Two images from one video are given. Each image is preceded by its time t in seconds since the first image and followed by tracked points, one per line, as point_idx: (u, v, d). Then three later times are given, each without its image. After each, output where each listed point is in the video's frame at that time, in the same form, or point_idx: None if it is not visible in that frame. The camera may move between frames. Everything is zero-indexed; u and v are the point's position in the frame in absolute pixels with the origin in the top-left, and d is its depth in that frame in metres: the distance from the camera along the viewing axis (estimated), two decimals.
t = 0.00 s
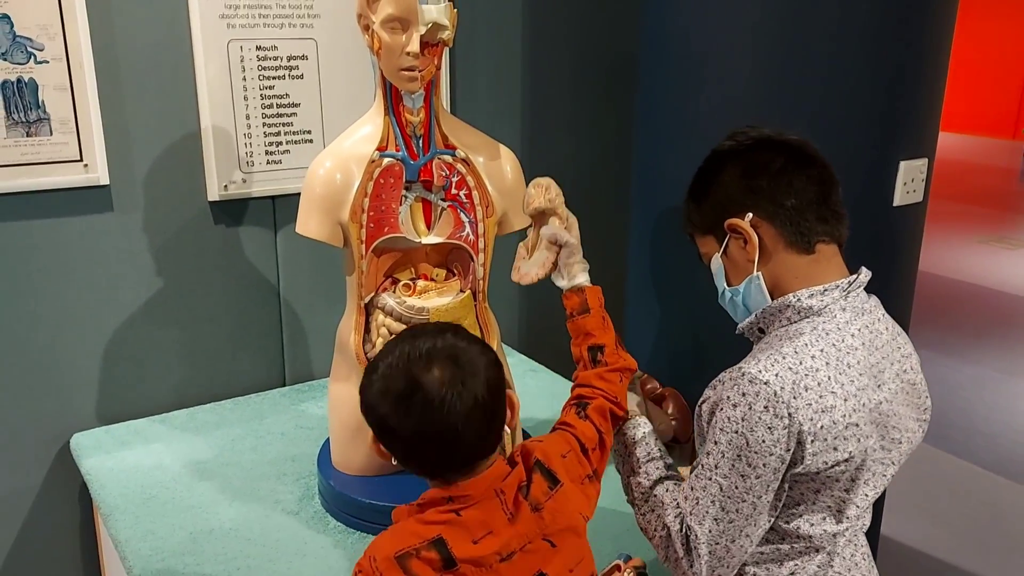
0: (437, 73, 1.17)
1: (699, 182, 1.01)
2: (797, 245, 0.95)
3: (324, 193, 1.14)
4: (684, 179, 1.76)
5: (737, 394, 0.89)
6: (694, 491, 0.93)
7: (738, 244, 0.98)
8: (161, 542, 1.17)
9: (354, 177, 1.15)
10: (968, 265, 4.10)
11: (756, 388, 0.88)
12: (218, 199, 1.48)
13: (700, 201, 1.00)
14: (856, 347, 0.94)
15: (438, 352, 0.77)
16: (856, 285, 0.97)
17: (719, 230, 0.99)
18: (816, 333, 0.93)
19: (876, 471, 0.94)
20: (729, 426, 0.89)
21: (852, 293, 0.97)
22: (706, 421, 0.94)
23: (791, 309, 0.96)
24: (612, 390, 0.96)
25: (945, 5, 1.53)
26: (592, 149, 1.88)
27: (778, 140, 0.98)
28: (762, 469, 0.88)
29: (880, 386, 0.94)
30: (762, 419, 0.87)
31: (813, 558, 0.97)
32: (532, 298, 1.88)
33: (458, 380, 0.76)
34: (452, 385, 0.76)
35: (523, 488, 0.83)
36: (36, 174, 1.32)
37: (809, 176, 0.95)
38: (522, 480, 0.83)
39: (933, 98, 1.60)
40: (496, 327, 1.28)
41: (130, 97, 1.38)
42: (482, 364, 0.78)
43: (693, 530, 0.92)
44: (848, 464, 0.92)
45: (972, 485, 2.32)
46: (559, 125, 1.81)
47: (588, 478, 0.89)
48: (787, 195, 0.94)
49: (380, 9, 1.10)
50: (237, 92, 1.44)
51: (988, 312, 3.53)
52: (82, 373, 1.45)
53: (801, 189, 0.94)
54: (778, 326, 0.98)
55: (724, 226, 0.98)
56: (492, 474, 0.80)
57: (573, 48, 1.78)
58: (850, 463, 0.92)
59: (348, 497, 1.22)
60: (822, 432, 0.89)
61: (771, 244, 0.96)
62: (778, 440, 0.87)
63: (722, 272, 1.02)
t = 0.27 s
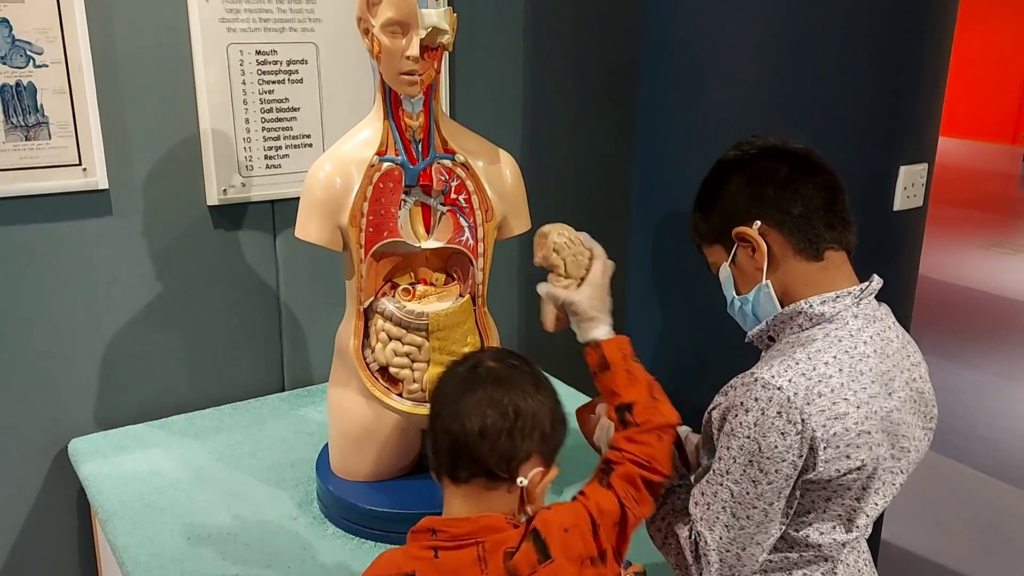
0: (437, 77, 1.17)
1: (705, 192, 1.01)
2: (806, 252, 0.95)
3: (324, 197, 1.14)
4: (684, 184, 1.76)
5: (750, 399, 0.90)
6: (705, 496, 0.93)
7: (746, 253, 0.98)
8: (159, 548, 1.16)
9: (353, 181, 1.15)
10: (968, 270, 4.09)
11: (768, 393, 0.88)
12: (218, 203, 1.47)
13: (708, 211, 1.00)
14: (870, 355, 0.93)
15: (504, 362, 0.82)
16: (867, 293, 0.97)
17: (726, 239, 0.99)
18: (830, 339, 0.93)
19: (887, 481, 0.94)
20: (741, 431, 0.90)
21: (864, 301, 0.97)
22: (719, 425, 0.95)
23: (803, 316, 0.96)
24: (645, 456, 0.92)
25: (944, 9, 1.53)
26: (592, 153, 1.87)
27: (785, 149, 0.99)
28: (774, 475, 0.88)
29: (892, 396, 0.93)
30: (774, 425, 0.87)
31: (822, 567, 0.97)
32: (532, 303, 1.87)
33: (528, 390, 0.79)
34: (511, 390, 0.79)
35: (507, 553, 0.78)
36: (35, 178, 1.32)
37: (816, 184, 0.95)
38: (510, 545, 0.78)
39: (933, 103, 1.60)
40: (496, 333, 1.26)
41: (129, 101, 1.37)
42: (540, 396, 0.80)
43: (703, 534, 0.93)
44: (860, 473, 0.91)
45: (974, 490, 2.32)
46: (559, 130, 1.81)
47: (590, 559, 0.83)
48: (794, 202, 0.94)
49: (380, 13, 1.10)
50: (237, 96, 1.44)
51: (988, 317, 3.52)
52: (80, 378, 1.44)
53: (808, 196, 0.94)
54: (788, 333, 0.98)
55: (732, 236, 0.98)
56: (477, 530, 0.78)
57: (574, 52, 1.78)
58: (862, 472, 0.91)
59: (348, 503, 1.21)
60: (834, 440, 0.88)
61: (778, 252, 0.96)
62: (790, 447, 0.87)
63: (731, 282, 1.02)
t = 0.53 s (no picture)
0: (435, 84, 1.17)
1: (714, 197, 1.04)
2: (814, 259, 0.97)
3: (322, 204, 1.14)
4: (682, 190, 1.76)
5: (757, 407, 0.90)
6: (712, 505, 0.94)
7: (754, 259, 1.00)
8: (156, 556, 1.16)
9: (352, 188, 1.15)
10: (967, 276, 4.09)
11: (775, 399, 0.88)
12: (216, 209, 1.47)
13: (717, 216, 1.03)
14: (874, 363, 0.94)
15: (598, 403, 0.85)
16: (873, 302, 0.99)
17: (735, 245, 1.02)
18: (834, 347, 0.94)
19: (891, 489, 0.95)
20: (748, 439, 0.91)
21: (867, 310, 0.98)
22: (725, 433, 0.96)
23: (809, 323, 0.98)
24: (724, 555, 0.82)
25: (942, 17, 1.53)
26: (591, 160, 1.87)
27: (792, 157, 1.01)
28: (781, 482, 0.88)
29: (896, 405, 0.95)
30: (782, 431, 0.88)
31: None
32: (530, 309, 1.87)
33: (725, 495, 0.82)
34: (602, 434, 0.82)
35: None
36: (33, 184, 1.32)
37: (824, 193, 0.97)
38: None
39: (931, 111, 1.60)
40: (495, 340, 1.26)
41: (128, 108, 1.37)
42: (626, 448, 0.83)
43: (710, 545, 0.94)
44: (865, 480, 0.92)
45: (973, 497, 2.31)
46: (558, 136, 1.81)
47: None
48: (803, 210, 0.96)
49: (379, 20, 1.09)
50: (235, 103, 1.44)
51: (987, 323, 3.52)
52: (77, 384, 1.44)
53: (817, 204, 0.97)
54: (794, 341, 0.99)
55: (741, 241, 1.00)
56: (501, 567, 0.79)
57: (572, 59, 1.79)
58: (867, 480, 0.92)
59: (347, 511, 1.21)
60: (841, 446, 0.89)
61: (786, 258, 0.98)
62: (798, 454, 0.88)
63: (737, 287, 1.04)
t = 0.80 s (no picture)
0: (436, 87, 1.16)
1: (723, 190, 1.04)
2: (819, 260, 0.97)
3: (322, 206, 1.13)
4: (683, 192, 1.75)
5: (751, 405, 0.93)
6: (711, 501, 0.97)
7: (758, 255, 1.00)
8: (155, 559, 1.16)
9: (352, 190, 1.14)
10: (968, 278, 4.09)
11: (769, 397, 0.90)
12: (216, 211, 1.47)
13: (725, 211, 1.03)
14: (872, 363, 0.95)
15: (643, 457, 0.72)
16: (873, 301, 0.99)
17: (740, 240, 1.02)
18: (832, 346, 0.95)
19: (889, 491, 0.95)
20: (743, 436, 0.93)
21: (868, 310, 0.98)
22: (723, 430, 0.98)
23: (807, 324, 0.97)
24: None
25: (944, 19, 1.53)
26: (592, 162, 1.87)
27: (804, 154, 1.01)
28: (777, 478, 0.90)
29: (893, 405, 0.95)
30: (775, 429, 0.89)
31: None
32: (531, 311, 1.87)
33: None
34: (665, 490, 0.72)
35: None
36: (32, 187, 1.31)
37: (834, 192, 0.97)
38: None
39: (933, 113, 1.60)
40: (496, 343, 1.26)
41: (128, 110, 1.37)
42: (686, 502, 0.72)
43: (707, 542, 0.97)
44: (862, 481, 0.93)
45: (975, 500, 2.30)
46: (558, 139, 1.81)
47: None
48: (811, 209, 0.96)
49: (379, 22, 1.09)
50: (235, 105, 1.44)
51: (989, 325, 3.51)
52: (77, 387, 1.43)
53: (825, 204, 0.96)
54: (793, 341, 1.00)
55: (747, 237, 1.01)
56: None
57: (573, 60, 1.78)
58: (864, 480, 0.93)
59: (347, 514, 1.20)
60: (835, 446, 0.90)
61: (790, 256, 0.98)
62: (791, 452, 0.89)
63: (739, 283, 1.04)
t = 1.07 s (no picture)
0: (437, 87, 1.16)
1: (732, 174, 1.02)
2: (819, 261, 0.97)
3: (323, 206, 1.13)
4: (684, 194, 1.75)
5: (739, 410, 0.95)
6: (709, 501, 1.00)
7: (759, 246, 1.00)
8: (154, 560, 1.15)
9: (353, 191, 1.14)
10: (968, 281, 4.09)
11: (757, 403, 0.92)
12: (216, 212, 1.47)
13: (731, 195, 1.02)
14: (863, 364, 0.95)
15: (605, 481, 0.71)
16: (861, 301, 1.00)
17: (742, 227, 1.01)
18: (823, 349, 0.96)
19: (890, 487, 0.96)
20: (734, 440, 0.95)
21: (856, 311, 1.00)
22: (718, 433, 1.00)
23: (798, 326, 1.00)
24: None
25: (945, 21, 1.53)
26: (592, 164, 1.87)
27: (816, 147, 0.99)
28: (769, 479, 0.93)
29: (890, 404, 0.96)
30: (763, 434, 0.92)
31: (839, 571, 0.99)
32: (531, 312, 1.86)
33: None
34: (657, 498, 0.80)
35: None
36: (32, 186, 1.31)
37: (841, 193, 0.96)
38: None
39: (934, 115, 1.59)
40: (496, 344, 1.26)
41: (128, 110, 1.37)
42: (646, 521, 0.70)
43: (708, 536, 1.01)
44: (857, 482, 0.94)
45: (976, 503, 2.30)
46: (559, 140, 1.81)
47: None
48: (818, 208, 0.95)
49: (380, 22, 1.09)
50: (236, 105, 1.43)
51: (989, 328, 3.51)
52: (76, 387, 1.43)
53: (832, 205, 0.96)
54: (785, 342, 1.02)
55: (750, 226, 1.00)
56: None
57: (574, 62, 1.78)
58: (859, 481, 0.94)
59: (347, 515, 1.20)
60: (825, 450, 0.92)
61: (790, 253, 0.98)
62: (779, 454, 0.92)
63: (736, 271, 1.05)
